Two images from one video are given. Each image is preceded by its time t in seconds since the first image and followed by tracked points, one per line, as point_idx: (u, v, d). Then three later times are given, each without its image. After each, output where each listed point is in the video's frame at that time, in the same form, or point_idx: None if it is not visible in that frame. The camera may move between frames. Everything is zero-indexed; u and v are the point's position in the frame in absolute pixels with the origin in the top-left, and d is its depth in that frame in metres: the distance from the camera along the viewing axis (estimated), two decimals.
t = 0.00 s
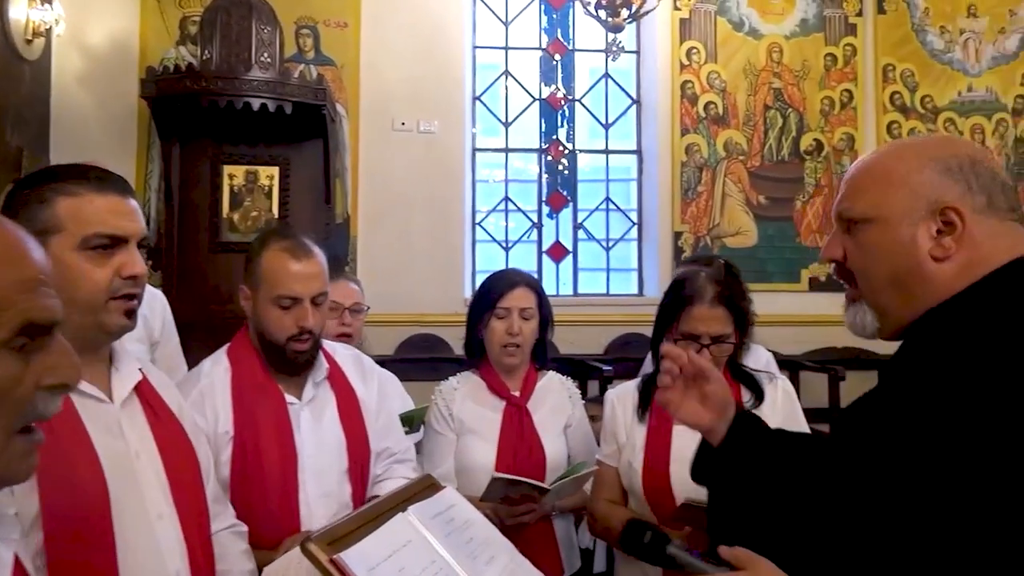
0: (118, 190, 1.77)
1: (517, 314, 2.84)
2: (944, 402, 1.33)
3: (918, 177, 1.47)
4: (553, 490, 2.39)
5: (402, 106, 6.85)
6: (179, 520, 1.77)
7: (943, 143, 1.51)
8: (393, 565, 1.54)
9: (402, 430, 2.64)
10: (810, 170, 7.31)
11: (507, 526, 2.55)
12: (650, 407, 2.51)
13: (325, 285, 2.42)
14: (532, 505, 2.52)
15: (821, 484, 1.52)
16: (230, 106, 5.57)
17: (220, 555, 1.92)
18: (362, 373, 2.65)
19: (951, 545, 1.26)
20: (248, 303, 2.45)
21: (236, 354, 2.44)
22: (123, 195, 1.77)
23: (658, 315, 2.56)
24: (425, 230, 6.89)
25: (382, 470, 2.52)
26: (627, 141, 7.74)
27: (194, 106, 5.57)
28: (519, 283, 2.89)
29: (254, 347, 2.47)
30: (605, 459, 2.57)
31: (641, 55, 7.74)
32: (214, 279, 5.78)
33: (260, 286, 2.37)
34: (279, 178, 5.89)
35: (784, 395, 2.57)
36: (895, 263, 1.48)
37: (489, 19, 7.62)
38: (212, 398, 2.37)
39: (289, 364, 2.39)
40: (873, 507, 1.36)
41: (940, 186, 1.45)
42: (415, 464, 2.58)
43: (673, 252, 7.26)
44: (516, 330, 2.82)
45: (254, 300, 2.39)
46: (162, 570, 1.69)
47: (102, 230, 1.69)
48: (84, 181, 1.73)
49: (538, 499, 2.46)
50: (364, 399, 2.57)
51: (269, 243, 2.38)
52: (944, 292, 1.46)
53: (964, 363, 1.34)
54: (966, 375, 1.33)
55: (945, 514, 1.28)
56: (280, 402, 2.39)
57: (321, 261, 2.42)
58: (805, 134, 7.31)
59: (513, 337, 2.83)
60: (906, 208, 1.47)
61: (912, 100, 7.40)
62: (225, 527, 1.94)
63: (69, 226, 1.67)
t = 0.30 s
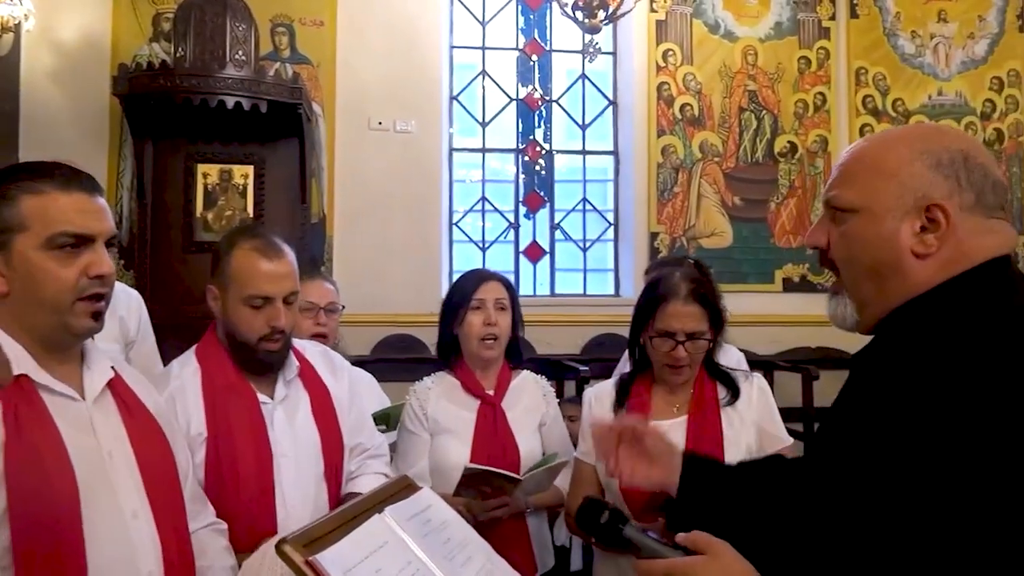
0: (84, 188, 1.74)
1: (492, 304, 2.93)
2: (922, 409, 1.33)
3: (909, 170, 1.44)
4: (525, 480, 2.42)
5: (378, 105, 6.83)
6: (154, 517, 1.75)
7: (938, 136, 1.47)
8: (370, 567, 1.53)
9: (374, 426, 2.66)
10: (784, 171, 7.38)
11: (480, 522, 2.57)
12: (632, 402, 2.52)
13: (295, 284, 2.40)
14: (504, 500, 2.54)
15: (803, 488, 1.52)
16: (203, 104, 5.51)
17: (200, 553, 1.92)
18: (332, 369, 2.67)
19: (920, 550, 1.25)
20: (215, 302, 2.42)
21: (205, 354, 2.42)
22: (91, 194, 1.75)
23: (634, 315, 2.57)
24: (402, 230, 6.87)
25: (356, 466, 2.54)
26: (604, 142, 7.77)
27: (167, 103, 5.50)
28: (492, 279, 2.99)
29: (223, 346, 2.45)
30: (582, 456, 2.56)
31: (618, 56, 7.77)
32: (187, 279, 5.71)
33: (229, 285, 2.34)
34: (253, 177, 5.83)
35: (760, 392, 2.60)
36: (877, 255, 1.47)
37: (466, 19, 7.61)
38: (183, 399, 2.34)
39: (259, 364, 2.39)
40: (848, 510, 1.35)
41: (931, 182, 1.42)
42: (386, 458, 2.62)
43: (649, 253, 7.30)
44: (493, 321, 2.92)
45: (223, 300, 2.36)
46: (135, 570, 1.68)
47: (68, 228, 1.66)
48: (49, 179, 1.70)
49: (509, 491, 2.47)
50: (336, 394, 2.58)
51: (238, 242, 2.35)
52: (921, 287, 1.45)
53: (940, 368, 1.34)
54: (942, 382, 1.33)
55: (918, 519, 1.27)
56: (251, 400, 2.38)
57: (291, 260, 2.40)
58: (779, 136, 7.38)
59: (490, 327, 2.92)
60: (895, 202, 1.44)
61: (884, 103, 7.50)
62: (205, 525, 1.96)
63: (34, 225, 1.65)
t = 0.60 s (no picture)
0: (59, 197, 1.72)
1: (470, 303, 2.96)
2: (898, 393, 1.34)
3: (864, 175, 1.43)
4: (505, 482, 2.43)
5: (357, 107, 6.80)
6: (133, 524, 1.74)
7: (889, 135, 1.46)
8: (354, 571, 1.53)
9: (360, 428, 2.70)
10: (762, 172, 7.45)
11: (460, 524, 2.59)
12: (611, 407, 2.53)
13: (276, 278, 2.44)
14: (484, 501, 2.55)
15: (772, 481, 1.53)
16: (179, 106, 5.46)
17: (179, 559, 1.93)
18: (318, 375, 2.72)
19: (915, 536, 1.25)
20: (197, 302, 2.43)
21: (188, 358, 2.42)
22: (69, 202, 1.73)
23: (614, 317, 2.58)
24: (382, 233, 6.84)
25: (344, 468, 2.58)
26: (583, 143, 7.79)
27: (143, 106, 5.45)
28: (467, 279, 3.02)
29: (206, 349, 2.45)
30: (566, 457, 2.59)
31: (597, 58, 7.81)
32: (165, 283, 5.66)
33: (211, 281, 2.36)
34: (231, 180, 5.79)
35: (740, 392, 2.60)
36: (843, 260, 1.47)
37: (445, 21, 7.61)
38: (165, 404, 2.33)
39: (242, 358, 2.40)
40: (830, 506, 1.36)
41: (887, 183, 1.42)
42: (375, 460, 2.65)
43: (629, 253, 7.32)
44: (472, 320, 2.94)
45: (205, 298, 2.38)
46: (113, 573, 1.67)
47: (41, 240, 1.65)
48: (24, 187, 1.68)
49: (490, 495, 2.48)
50: (322, 397, 2.63)
51: (220, 235, 2.38)
52: (888, 291, 1.45)
53: (906, 371, 1.35)
54: (906, 380, 1.34)
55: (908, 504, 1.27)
56: (235, 402, 2.38)
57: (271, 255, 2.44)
58: (757, 137, 7.44)
59: (469, 325, 2.94)
60: (854, 209, 1.44)
61: (859, 105, 7.59)
62: (183, 533, 1.97)
63: (7, 233, 1.63)
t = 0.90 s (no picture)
0: (47, 207, 1.70)
1: (461, 301, 2.95)
2: (885, 394, 1.33)
3: (846, 163, 1.42)
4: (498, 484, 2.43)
5: (345, 109, 6.78)
6: (126, 527, 1.73)
7: (873, 122, 1.45)
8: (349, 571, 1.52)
9: (367, 429, 2.73)
10: (750, 170, 7.47)
11: (454, 525, 2.58)
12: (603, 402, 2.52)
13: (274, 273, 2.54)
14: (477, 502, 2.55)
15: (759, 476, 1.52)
16: (167, 109, 5.43)
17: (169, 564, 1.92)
18: (322, 375, 2.74)
19: (899, 539, 1.25)
20: (198, 300, 2.51)
21: (191, 360, 2.47)
22: (57, 212, 1.72)
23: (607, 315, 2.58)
24: (372, 234, 6.82)
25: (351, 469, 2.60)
26: (572, 143, 7.79)
27: (130, 108, 5.41)
28: (457, 278, 3.02)
29: (211, 351, 2.51)
30: (559, 456, 2.58)
31: (585, 57, 7.82)
32: (154, 287, 5.62)
33: (212, 276, 2.46)
34: (220, 182, 5.76)
35: (733, 386, 2.65)
36: (824, 251, 1.46)
37: (433, 21, 7.60)
38: (165, 406, 2.37)
39: (243, 353, 2.45)
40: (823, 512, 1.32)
41: (867, 171, 1.41)
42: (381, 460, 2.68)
43: (620, 252, 7.33)
44: (464, 317, 2.93)
45: (206, 294, 2.46)
46: None
47: (25, 252, 1.63)
48: (9, 197, 1.66)
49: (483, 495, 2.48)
50: (327, 398, 2.66)
51: (220, 232, 2.48)
52: (871, 280, 1.44)
53: (888, 364, 1.36)
54: (887, 372, 1.35)
55: (897, 515, 1.25)
56: (237, 401, 2.43)
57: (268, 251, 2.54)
58: (745, 135, 7.47)
59: (461, 322, 2.93)
60: (836, 198, 1.43)
61: (846, 102, 7.63)
62: (174, 537, 1.95)
63: None
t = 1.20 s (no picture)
0: (44, 206, 1.70)
1: (463, 298, 2.96)
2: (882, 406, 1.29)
3: (837, 157, 1.43)
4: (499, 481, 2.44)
5: (344, 108, 6.78)
6: (125, 526, 1.74)
7: (867, 115, 1.45)
8: (352, 568, 1.53)
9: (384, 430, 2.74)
10: (750, 166, 7.47)
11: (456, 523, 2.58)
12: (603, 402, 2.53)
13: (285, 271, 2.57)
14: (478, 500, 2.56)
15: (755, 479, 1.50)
16: (166, 108, 5.42)
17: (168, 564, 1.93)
18: (337, 374, 2.74)
19: (890, 543, 1.23)
20: (212, 299, 2.54)
21: (206, 359, 2.50)
22: (54, 211, 1.72)
23: (608, 312, 2.58)
24: (371, 232, 6.82)
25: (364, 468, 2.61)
26: (572, 140, 7.79)
27: (128, 108, 5.40)
28: (459, 275, 3.02)
29: (224, 350, 2.55)
30: (561, 453, 2.59)
31: (584, 54, 7.81)
32: (154, 286, 5.62)
33: (224, 273, 2.49)
34: (219, 181, 5.76)
35: (734, 384, 2.61)
36: (821, 247, 1.46)
37: (432, 19, 7.59)
38: (176, 403, 2.41)
39: (254, 347, 2.48)
40: (818, 511, 1.31)
41: (861, 164, 1.41)
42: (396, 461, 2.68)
43: (620, 249, 7.32)
44: (466, 314, 2.94)
45: (218, 291, 2.49)
46: None
47: (23, 252, 1.63)
48: (7, 196, 1.65)
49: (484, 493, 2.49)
50: (340, 398, 2.67)
51: (232, 231, 2.52)
52: (865, 277, 1.43)
53: (889, 364, 1.32)
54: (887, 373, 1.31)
55: (886, 514, 1.24)
56: (246, 399, 2.46)
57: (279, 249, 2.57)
58: (744, 132, 7.46)
59: (463, 319, 2.94)
60: (828, 192, 1.44)
61: (845, 97, 7.62)
62: (172, 536, 1.96)
63: None
